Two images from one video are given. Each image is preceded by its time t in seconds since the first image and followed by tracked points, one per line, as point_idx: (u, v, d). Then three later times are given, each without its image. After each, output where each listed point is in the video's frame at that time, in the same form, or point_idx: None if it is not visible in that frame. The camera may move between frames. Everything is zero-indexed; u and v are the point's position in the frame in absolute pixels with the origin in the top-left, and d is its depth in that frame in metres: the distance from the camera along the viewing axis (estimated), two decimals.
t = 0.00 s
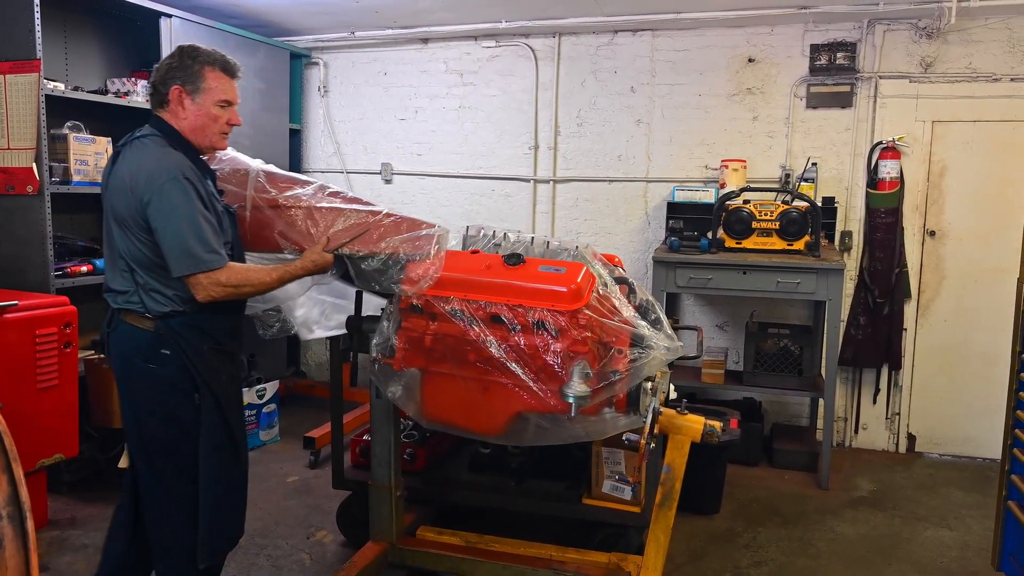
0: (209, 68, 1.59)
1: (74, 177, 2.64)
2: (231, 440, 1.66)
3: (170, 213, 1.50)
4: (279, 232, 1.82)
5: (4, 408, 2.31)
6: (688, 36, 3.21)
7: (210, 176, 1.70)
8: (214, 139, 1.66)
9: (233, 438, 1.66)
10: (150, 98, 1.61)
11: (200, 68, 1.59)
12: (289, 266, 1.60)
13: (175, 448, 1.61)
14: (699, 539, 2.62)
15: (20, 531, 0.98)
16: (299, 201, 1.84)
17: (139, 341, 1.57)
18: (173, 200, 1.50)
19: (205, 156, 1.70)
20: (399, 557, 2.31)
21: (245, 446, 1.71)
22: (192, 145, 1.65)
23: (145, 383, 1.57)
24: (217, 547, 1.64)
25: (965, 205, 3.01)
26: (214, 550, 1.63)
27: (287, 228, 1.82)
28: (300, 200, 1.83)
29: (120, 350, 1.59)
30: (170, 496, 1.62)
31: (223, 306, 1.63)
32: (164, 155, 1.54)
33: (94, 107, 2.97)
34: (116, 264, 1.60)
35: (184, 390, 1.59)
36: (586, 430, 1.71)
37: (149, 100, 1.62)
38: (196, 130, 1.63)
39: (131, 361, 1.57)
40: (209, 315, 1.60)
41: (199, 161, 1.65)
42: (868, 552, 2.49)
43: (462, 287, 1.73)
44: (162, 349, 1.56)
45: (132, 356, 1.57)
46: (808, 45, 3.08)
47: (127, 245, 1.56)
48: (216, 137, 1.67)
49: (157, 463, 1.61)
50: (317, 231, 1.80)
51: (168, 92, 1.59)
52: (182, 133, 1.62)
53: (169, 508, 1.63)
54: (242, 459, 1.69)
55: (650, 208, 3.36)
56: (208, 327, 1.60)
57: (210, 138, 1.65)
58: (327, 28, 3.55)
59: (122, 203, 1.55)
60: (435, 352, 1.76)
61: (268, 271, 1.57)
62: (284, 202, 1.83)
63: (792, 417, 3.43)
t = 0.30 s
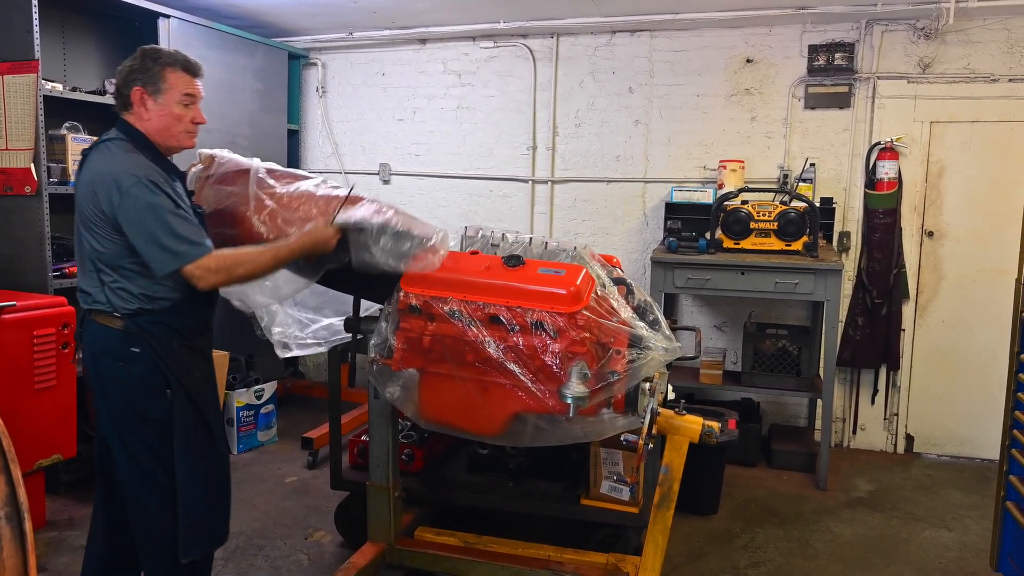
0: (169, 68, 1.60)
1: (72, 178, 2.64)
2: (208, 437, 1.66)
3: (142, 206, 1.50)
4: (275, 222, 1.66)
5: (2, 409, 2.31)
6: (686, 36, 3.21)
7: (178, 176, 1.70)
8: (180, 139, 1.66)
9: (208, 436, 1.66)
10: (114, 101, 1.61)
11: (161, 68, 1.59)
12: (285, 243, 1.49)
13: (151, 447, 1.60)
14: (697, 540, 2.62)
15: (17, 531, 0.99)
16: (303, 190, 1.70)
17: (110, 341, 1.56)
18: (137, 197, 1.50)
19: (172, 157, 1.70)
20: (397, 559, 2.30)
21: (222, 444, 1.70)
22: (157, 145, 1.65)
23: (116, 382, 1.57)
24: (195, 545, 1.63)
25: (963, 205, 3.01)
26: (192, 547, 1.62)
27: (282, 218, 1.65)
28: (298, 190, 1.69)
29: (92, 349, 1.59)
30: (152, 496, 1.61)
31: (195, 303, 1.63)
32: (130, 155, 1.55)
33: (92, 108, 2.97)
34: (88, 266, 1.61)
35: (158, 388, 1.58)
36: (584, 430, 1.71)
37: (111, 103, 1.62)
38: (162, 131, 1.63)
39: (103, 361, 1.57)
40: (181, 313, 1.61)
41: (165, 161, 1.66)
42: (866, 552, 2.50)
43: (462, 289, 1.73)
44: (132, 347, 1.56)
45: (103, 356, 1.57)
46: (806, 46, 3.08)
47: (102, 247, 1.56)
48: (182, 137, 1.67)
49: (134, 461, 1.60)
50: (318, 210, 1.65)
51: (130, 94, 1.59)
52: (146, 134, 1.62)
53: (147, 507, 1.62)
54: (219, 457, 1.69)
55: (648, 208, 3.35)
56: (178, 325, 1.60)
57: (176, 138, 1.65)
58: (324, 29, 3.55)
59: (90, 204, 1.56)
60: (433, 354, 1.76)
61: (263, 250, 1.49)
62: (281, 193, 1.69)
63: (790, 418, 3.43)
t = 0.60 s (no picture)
0: (147, 66, 1.59)
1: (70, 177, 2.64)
2: (198, 437, 1.66)
3: (140, 188, 1.51)
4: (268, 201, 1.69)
5: None
6: (685, 36, 3.21)
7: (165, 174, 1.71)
8: (163, 137, 1.66)
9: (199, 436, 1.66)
10: (96, 102, 1.62)
11: (139, 67, 1.59)
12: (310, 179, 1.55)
13: (141, 445, 1.61)
14: (695, 540, 2.62)
15: (16, 531, 0.95)
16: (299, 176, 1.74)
17: (100, 340, 1.58)
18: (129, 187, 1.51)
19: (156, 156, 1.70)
20: (396, 559, 2.30)
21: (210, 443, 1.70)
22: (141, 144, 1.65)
23: (106, 381, 1.58)
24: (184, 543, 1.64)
25: (960, 205, 3.01)
26: (182, 546, 1.63)
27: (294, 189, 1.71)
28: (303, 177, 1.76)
29: (83, 347, 1.61)
30: (140, 494, 1.63)
31: (184, 303, 1.62)
32: (117, 153, 1.56)
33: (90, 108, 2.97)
34: (82, 267, 1.61)
35: (146, 388, 1.59)
36: (583, 431, 1.71)
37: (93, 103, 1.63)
38: (144, 130, 1.63)
39: (95, 360, 1.59)
40: (172, 313, 1.60)
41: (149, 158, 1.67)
42: (864, 552, 2.50)
43: (460, 289, 1.73)
44: (120, 347, 1.56)
45: (94, 355, 1.58)
46: (805, 46, 3.08)
47: (101, 245, 1.56)
48: (165, 136, 1.67)
49: (124, 459, 1.62)
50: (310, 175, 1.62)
51: (110, 94, 1.59)
52: (130, 132, 1.62)
53: (138, 505, 1.63)
54: (208, 457, 1.69)
55: (647, 209, 3.35)
56: (166, 325, 1.60)
57: (158, 137, 1.65)
58: (322, 29, 3.55)
59: (83, 204, 1.56)
60: (431, 355, 1.76)
61: (292, 189, 1.54)
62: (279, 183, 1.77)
63: (788, 418, 3.44)
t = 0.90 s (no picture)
0: (169, 70, 1.60)
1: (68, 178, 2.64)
2: (208, 436, 1.66)
3: (159, 192, 1.51)
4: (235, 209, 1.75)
5: None
6: (683, 37, 3.21)
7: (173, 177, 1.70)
8: (176, 140, 1.66)
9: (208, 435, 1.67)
10: (110, 100, 1.60)
11: (161, 70, 1.59)
12: (302, 185, 1.61)
13: (150, 445, 1.61)
14: (694, 540, 2.62)
15: (15, 532, 0.94)
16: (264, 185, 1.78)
17: (109, 340, 1.56)
18: (150, 189, 1.51)
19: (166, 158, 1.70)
20: (393, 559, 2.30)
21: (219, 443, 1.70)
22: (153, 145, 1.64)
23: (116, 381, 1.57)
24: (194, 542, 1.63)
25: (959, 205, 3.01)
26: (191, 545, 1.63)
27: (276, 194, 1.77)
28: (287, 177, 1.82)
29: (90, 347, 1.60)
30: (147, 495, 1.62)
31: (195, 304, 1.63)
32: (134, 153, 1.55)
33: (88, 108, 2.97)
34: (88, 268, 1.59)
35: (158, 387, 1.59)
36: (581, 431, 1.70)
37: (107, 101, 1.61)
38: (158, 132, 1.63)
39: (103, 360, 1.57)
40: (182, 314, 1.61)
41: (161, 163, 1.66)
42: (862, 552, 2.50)
43: (458, 290, 1.73)
44: (132, 347, 1.56)
45: (103, 355, 1.57)
46: (803, 47, 3.08)
47: (112, 246, 1.54)
48: (178, 139, 1.67)
49: (132, 459, 1.60)
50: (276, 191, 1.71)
51: (128, 93, 1.59)
52: (144, 133, 1.62)
53: (145, 506, 1.62)
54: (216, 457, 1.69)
55: (645, 209, 3.35)
56: (177, 325, 1.60)
57: (172, 139, 1.65)
58: (321, 29, 3.55)
59: (94, 204, 1.54)
60: (428, 355, 1.76)
61: (291, 195, 1.59)
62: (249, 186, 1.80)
63: (786, 419, 3.44)
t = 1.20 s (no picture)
0: (172, 72, 1.59)
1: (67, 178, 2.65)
2: (213, 433, 1.67)
3: (156, 198, 1.50)
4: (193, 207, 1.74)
5: None
6: (681, 37, 3.21)
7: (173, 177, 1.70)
8: (175, 141, 1.66)
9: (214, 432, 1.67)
10: (111, 99, 1.60)
11: (164, 72, 1.59)
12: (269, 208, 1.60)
13: (157, 443, 1.60)
14: (692, 540, 2.62)
15: (13, 532, 0.93)
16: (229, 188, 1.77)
17: (115, 339, 1.55)
18: (151, 192, 1.51)
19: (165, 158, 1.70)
20: (393, 559, 2.30)
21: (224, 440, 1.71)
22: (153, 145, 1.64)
23: (123, 379, 1.56)
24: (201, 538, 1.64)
25: (957, 205, 3.01)
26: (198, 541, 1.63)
27: (220, 199, 1.76)
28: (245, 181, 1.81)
29: (94, 347, 1.58)
30: (156, 494, 1.62)
31: (200, 301, 1.63)
32: (134, 154, 1.55)
33: (86, 108, 2.97)
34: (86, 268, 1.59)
35: (166, 385, 1.59)
36: (580, 431, 1.69)
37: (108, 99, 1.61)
38: (158, 133, 1.63)
39: (108, 359, 1.56)
40: (187, 312, 1.61)
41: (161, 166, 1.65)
42: (861, 552, 2.50)
43: (456, 289, 1.73)
44: (139, 345, 1.56)
45: (108, 354, 1.56)
46: (801, 47, 3.08)
47: (108, 248, 1.54)
48: (177, 140, 1.67)
49: (140, 457, 1.60)
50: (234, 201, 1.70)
51: (130, 93, 1.58)
52: (144, 133, 1.62)
53: (152, 504, 1.61)
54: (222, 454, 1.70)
55: (644, 209, 3.35)
56: (183, 322, 1.60)
57: (172, 140, 1.65)
58: (319, 30, 3.55)
59: (93, 205, 1.54)
60: (426, 355, 1.76)
61: (259, 223, 1.58)
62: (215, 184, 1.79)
63: (785, 419, 3.44)
